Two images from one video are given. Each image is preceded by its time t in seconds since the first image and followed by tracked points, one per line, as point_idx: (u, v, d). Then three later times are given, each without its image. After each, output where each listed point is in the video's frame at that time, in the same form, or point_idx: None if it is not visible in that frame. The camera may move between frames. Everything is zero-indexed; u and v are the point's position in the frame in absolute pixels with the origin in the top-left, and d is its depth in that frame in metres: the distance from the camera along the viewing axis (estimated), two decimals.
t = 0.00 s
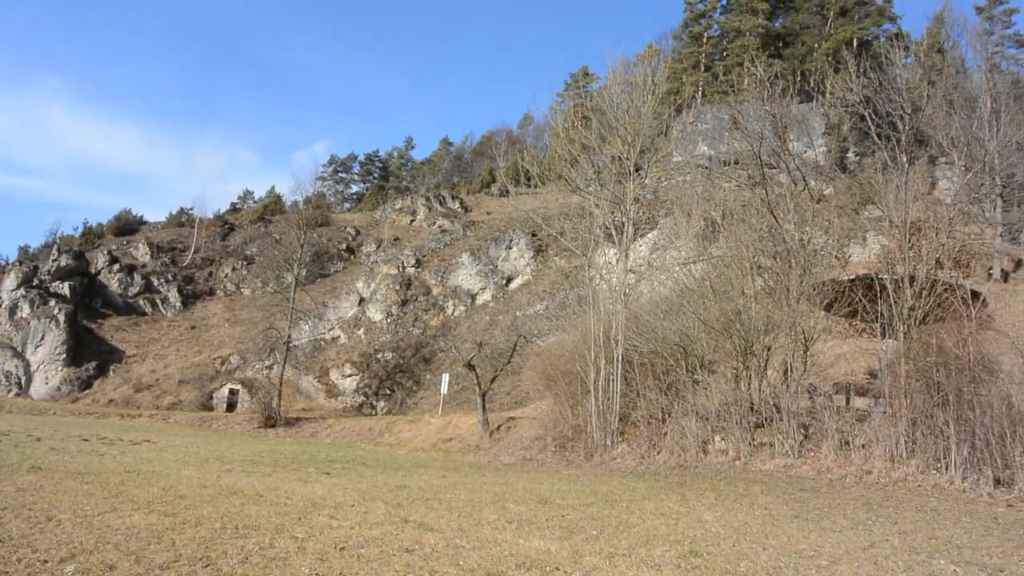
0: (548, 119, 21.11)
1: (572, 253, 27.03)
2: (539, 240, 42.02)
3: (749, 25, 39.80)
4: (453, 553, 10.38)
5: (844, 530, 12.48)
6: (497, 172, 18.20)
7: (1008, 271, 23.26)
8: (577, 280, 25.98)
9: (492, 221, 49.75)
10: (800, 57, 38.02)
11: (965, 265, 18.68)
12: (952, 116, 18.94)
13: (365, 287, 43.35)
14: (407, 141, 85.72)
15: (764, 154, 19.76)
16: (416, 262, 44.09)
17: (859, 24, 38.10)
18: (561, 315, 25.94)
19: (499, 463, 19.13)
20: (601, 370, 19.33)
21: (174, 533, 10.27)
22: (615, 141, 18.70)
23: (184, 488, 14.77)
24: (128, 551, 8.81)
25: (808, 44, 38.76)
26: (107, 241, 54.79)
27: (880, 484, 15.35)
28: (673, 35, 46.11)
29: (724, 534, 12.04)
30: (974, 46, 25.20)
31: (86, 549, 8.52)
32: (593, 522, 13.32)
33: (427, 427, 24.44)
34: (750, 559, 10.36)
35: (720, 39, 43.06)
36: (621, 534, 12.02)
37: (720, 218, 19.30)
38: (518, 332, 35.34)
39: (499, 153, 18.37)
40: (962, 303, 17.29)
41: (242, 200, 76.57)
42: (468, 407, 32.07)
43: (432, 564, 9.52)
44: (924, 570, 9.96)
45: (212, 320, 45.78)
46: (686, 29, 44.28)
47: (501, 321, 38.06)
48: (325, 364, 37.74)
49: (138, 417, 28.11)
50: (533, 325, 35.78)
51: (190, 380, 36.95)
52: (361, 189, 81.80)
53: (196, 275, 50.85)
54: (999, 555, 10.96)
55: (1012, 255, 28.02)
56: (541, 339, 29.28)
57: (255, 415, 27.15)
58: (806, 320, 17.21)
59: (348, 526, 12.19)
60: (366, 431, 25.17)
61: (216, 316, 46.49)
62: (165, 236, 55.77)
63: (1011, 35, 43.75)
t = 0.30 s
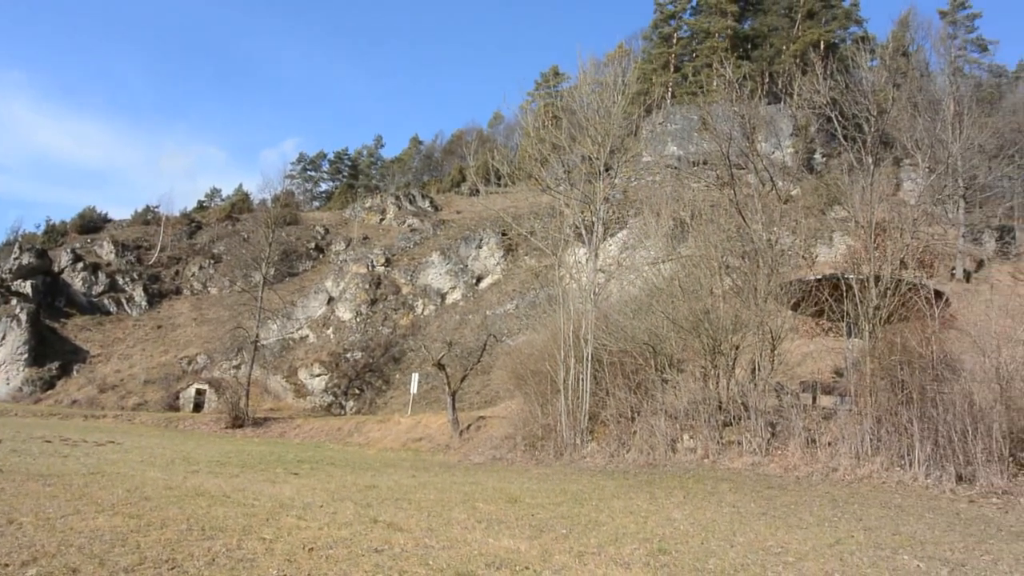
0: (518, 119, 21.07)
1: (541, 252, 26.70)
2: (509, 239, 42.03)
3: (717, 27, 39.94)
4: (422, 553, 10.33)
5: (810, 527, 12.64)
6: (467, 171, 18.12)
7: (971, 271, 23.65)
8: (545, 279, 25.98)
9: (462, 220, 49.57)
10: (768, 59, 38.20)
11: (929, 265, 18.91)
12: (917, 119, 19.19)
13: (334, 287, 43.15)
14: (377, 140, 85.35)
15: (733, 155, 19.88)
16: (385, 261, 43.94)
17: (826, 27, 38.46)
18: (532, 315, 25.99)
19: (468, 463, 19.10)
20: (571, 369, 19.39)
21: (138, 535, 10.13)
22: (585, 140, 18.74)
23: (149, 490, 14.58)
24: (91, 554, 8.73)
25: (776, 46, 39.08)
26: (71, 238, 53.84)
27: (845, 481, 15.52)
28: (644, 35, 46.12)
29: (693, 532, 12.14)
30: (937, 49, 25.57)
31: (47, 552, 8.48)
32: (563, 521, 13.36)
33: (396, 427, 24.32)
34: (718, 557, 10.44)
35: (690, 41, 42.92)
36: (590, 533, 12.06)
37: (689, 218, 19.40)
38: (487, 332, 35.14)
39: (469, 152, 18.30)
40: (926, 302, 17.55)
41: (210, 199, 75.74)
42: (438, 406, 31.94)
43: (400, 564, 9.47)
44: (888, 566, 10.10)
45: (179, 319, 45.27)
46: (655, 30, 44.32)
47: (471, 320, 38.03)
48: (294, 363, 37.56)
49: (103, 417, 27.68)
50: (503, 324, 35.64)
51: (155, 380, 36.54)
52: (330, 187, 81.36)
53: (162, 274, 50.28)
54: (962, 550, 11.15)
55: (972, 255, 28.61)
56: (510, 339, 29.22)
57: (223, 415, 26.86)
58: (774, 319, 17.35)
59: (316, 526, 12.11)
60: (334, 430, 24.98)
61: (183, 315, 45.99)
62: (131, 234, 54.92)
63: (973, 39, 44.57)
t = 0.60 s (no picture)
0: (493, 118, 21.03)
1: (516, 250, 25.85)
2: (485, 239, 41.96)
3: (693, 28, 40.04)
4: (397, 553, 10.27)
5: (783, 524, 12.77)
6: (443, 170, 18.06)
7: (941, 271, 23.98)
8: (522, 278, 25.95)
9: (437, 219, 49.39)
10: (742, 60, 38.33)
11: (900, 265, 19.12)
12: (888, 121, 19.41)
13: (309, 286, 42.97)
14: (352, 138, 85.01)
15: (707, 155, 19.98)
16: (360, 261, 43.76)
17: (799, 28, 38.70)
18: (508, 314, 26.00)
19: (443, 462, 19.06)
20: (547, 368, 19.43)
21: (109, 537, 10.03)
22: (560, 140, 18.76)
23: (120, 491, 14.41)
24: (61, 557, 8.74)
25: (751, 47, 39.33)
26: (41, 236, 52.97)
27: (818, 479, 15.65)
28: (620, 35, 46.07)
29: (668, 530, 12.21)
30: (909, 51, 25.81)
31: (15, 556, 8.55)
32: (538, 520, 13.38)
33: (371, 427, 24.19)
34: (692, 555, 10.49)
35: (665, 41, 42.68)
36: (565, 532, 12.09)
37: (664, 218, 19.48)
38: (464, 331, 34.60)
39: (445, 151, 18.23)
40: (897, 302, 17.75)
41: (183, 197, 74.98)
42: (413, 406, 31.78)
43: (375, 565, 9.42)
44: (860, 562, 10.21)
45: (151, 319, 44.77)
46: (631, 30, 44.27)
47: (447, 319, 37.97)
48: (268, 363, 37.38)
49: (74, 418, 27.27)
50: (480, 323, 35.15)
51: (127, 381, 36.15)
52: (305, 186, 80.99)
53: (134, 272, 49.70)
54: (932, 546, 11.31)
55: (942, 255, 29.05)
56: (485, 338, 29.17)
57: (196, 416, 26.59)
58: (748, 318, 17.45)
59: (291, 527, 12.03)
60: (309, 431, 24.83)
61: (156, 315, 45.49)
62: (102, 232, 54.09)
63: (944, 43, 45.17)
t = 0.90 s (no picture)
0: (470, 116, 20.98)
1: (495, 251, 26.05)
2: (462, 238, 41.86)
3: (669, 28, 40.15)
4: (373, 553, 10.23)
5: (758, 522, 12.88)
6: (419, 169, 17.99)
7: (913, 271, 24.28)
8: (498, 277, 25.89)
9: (414, 218, 49.19)
10: (719, 60, 38.62)
11: (873, 264, 19.31)
12: (862, 122, 19.61)
13: (284, 285, 42.77)
14: (328, 137, 84.59)
15: (683, 155, 20.07)
16: (336, 260, 43.59)
17: (774, 30, 38.92)
18: (485, 312, 25.96)
19: (420, 462, 19.00)
20: (523, 367, 19.44)
21: (80, 539, 9.91)
22: (537, 139, 18.77)
23: (92, 493, 14.22)
24: (30, 560, 8.70)
25: (727, 47, 39.58)
26: (11, 235, 52.07)
27: (793, 477, 15.78)
28: (597, 35, 46.04)
29: (643, 528, 12.26)
30: (882, 54, 26.05)
31: None
32: (516, 519, 13.38)
33: (347, 426, 24.07)
34: (668, 553, 10.54)
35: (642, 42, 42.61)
36: (541, 531, 12.11)
37: (640, 218, 19.53)
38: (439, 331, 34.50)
39: (421, 150, 18.16)
40: (870, 301, 17.91)
41: (156, 195, 74.13)
42: (389, 405, 31.65)
43: (351, 565, 9.37)
44: (833, 559, 10.31)
45: (124, 318, 44.23)
46: (608, 30, 44.15)
47: (424, 319, 37.92)
48: (243, 363, 37.17)
49: (44, 419, 26.82)
50: (455, 322, 35.20)
51: (99, 381, 35.72)
52: (280, 184, 80.60)
53: (106, 271, 49.07)
54: (904, 542, 11.45)
55: (914, 255, 29.49)
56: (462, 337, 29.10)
57: (170, 416, 26.32)
58: (723, 317, 17.54)
59: (265, 528, 11.94)
60: (285, 430, 24.66)
61: (128, 314, 44.96)
62: (73, 230, 53.25)
63: (916, 45, 45.66)
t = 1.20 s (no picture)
0: (450, 115, 20.93)
1: (473, 250, 26.11)
2: (442, 237, 41.84)
3: (649, 29, 40.22)
4: (352, 553, 10.20)
5: (737, 520, 12.97)
6: (400, 168, 17.92)
7: (888, 271, 24.57)
8: (478, 276, 25.86)
9: (394, 217, 49.07)
10: (698, 61, 38.88)
11: (851, 265, 19.50)
12: (840, 124, 19.80)
13: (263, 283, 42.56)
14: (308, 135, 84.26)
15: (664, 155, 20.15)
16: (316, 259, 43.40)
17: (753, 32, 39.21)
18: (465, 312, 25.93)
19: (400, 461, 18.96)
20: (504, 366, 19.46)
21: (56, 541, 9.80)
22: (518, 138, 18.78)
23: (66, 494, 14.05)
24: (4, 563, 8.60)
25: (706, 48, 39.83)
26: None
27: (771, 475, 15.90)
28: (577, 35, 45.99)
29: (623, 527, 12.30)
30: (860, 56, 26.28)
31: None
32: (495, 518, 13.37)
33: (327, 426, 23.98)
34: (648, 551, 10.58)
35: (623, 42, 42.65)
36: (521, 530, 12.12)
37: (620, 218, 19.59)
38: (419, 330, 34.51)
39: (401, 149, 18.08)
40: (847, 300, 18.09)
41: (134, 193, 73.38)
42: (369, 405, 31.56)
43: (331, 566, 9.32)
44: (811, 556, 10.40)
45: (100, 318, 43.75)
46: (589, 30, 44.18)
47: (404, 318, 37.90)
48: (221, 362, 36.99)
49: (19, 420, 26.45)
50: (435, 322, 35.21)
51: (75, 381, 35.33)
52: (259, 182, 80.31)
53: (82, 270, 48.55)
54: (881, 539, 11.56)
55: (889, 255, 29.86)
56: (442, 337, 29.11)
57: (147, 416, 26.06)
58: (702, 317, 17.66)
59: (244, 528, 11.85)
60: (263, 431, 24.50)
61: (105, 313, 44.50)
62: (48, 228, 52.55)
63: (893, 47, 46.17)
